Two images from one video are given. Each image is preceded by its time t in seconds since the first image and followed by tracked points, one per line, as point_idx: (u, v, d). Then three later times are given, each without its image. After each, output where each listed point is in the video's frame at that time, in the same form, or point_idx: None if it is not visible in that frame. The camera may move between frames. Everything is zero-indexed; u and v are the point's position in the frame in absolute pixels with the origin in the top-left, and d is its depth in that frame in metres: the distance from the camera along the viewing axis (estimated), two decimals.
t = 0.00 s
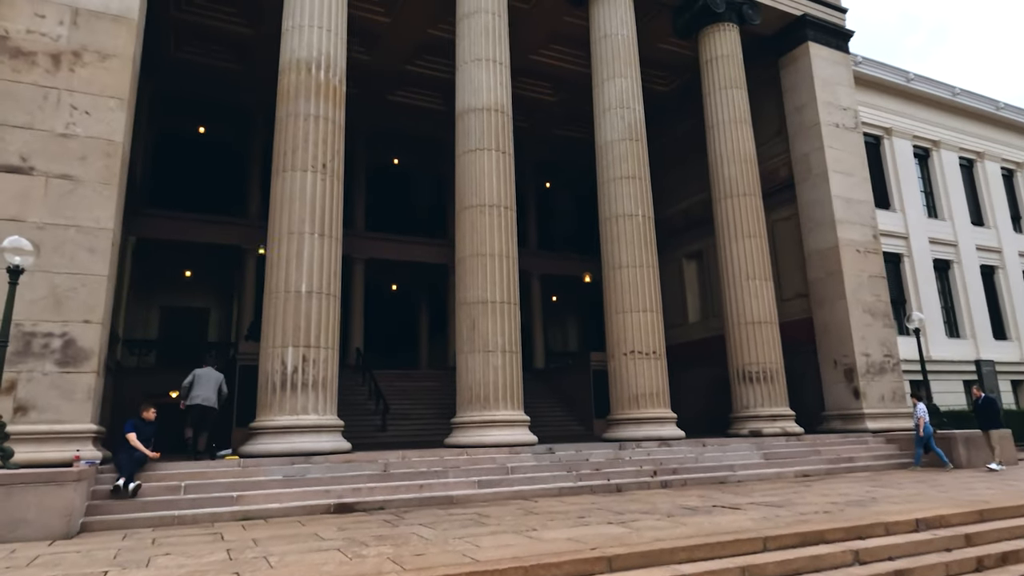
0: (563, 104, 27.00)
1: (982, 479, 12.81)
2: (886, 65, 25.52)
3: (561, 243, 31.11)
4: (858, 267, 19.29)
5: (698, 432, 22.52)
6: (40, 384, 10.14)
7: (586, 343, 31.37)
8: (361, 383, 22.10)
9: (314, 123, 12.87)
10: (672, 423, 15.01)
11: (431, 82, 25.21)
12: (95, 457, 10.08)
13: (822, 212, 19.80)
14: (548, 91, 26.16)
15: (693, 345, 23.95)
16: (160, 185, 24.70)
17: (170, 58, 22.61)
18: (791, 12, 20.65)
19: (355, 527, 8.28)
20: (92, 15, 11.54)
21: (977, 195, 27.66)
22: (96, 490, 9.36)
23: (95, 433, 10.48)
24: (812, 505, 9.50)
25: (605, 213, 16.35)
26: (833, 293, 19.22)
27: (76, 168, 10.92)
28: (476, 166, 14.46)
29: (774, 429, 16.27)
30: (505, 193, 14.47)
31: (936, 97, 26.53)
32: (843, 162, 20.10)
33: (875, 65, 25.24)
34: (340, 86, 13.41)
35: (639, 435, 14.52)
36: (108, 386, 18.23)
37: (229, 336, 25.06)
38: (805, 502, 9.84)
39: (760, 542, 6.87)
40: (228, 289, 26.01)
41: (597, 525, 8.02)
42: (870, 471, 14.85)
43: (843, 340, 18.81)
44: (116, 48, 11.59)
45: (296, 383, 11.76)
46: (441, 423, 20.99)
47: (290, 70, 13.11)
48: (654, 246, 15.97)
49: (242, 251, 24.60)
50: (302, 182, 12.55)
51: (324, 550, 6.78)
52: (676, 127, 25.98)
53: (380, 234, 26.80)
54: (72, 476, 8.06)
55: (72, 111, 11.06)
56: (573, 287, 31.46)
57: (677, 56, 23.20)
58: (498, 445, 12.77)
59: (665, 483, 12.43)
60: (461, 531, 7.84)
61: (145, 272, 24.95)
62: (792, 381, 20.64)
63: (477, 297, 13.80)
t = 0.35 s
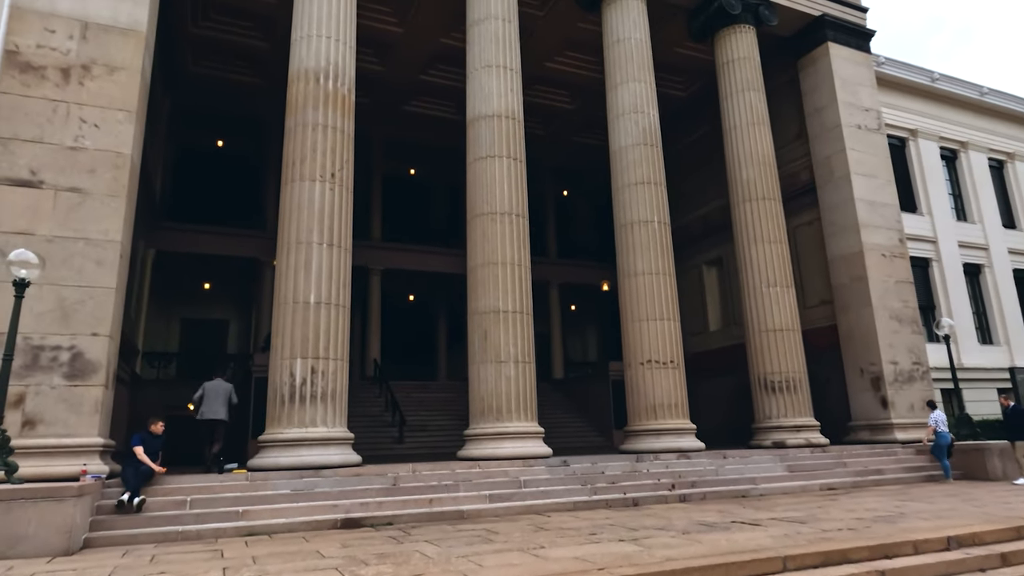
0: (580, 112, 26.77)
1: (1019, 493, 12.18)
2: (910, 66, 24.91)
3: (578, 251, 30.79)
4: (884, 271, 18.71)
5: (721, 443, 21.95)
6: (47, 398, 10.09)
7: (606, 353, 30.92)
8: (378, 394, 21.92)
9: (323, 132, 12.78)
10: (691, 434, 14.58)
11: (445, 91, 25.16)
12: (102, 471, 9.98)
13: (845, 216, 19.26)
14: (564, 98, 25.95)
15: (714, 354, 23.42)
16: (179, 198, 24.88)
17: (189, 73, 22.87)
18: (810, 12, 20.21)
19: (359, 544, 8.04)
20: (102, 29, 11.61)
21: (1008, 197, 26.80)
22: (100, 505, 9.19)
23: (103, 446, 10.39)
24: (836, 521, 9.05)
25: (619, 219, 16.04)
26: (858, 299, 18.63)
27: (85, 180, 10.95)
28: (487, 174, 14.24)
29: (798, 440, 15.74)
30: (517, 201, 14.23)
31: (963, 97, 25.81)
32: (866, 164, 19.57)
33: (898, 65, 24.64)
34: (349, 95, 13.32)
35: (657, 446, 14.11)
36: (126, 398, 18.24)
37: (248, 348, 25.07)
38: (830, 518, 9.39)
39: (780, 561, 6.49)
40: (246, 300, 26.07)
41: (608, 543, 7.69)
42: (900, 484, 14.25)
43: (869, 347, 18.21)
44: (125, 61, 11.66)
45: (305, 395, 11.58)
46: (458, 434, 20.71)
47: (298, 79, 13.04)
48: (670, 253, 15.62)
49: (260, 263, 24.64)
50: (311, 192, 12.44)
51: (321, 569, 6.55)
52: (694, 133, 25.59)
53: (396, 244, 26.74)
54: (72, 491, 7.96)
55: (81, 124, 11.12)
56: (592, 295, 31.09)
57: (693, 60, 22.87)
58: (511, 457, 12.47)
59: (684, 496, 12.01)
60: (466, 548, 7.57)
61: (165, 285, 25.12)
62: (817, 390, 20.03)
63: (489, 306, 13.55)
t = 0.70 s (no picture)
0: (592, 120, 26.61)
1: None
2: (928, 69, 24.50)
3: (591, 261, 30.58)
4: (904, 277, 18.27)
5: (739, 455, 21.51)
6: (54, 411, 10.04)
7: (620, 363, 30.57)
8: (389, 406, 21.78)
9: (331, 142, 12.72)
10: (707, 445, 14.24)
11: (456, 102, 25.15)
12: (108, 485, 9.90)
13: (863, 221, 18.87)
14: (575, 106, 25.84)
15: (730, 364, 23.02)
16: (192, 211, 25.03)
17: (203, 87, 23.08)
18: (824, 15, 19.92)
19: (363, 560, 7.84)
20: (111, 42, 11.68)
21: None
22: (104, 519, 9.12)
23: (109, 459, 10.32)
24: (857, 535, 8.70)
25: (631, 227, 15.81)
26: (878, 306, 18.20)
27: (93, 193, 10.96)
28: (496, 182, 14.08)
29: (817, 451, 15.32)
30: (526, 209, 14.06)
31: (983, 99, 25.31)
32: (884, 168, 19.20)
33: (916, 68, 24.25)
34: (357, 105, 13.27)
35: (671, 458, 13.79)
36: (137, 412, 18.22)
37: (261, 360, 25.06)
38: (851, 532, 9.04)
39: None
40: (259, 313, 26.09)
41: (619, 559, 7.43)
42: (924, 497, 13.79)
43: (890, 355, 17.75)
44: (133, 74, 11.70)
45: (312, 407, 11.45)
46: (470, 446, 20.48)
47: (306, 90, 13.01)
48: (683, 260, 15.35)
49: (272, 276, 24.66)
50: (318, 202, 12.36)
51: None
52: (708, 140, 25.32)
53: (408, 255, 26.67)
54: (74, 505, 7.84)
55: (89, 136, 11.15)
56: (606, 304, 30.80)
57: (705, 65, 22.66)
58: (521, 469, 12.23)
59: (699, 510, 11.69)
60: (471, 564, 7.35)
61: (179, 298, 25.22)
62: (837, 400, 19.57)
63: (499, 316, 13.35)
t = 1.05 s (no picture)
0: (601, 130, 26.51)
1: None
2: (943, 74, 24.19)
3: (602, 271, 30.42)
4: (922, 285, 17.92)
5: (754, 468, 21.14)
6: (58, 425, 9.98)
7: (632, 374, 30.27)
8: (399, 418, 21.65)
9: (337, 153, 12.68)
10: (720, 458, 13.95)
11: (466, 113, 25.16)
12: (112, 499, 9.82)
13: (879, 228, 18.54)
14: (585, 116, 25.75)
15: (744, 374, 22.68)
16: (203, 225, 25.15)
17: (215, 102, 23.27)
18: (835, 20, 19.71)
19: None
20: (118, 57, 11.74)
21: None
22: (107, 534, 9.02)
23: (113, 473, 10.23)
24: (876, 551, 8.40)
25: (640, 236, 15.62)
26: (895, 314, 17.83)
27: (100, 206, 10.98)
28: (504, 192, 13.96)
29: (834, 463, 14.97)
30: (534, 219, 13.92)
31: (1000, 103, 24.93)
32: (900, 174, 18.89)
33: (930, 73, 23.96)
34: (363, 116, 13.23)
35: (683, 471, 13.51)
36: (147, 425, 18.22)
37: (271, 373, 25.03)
38: (869, 548, 8.73)
39: None
40: (270, 325, 26.11)
41: None
42: (946, 510, 13.40)
43: (908, 365, 17.36)
44: (140, 88, 11.74)
45: (317, 420, 11.33)
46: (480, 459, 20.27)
47: (312, 101, 12.99)
48: (694, 269, 15.13)
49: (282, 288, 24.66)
50: (324, 213, 12.31)
51: None
52: (719, 148, 25.11)
53: (418, 266, 26.63)
54: (75, 521, 7.83)
55: (96, 150, 11.19)
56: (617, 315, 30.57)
57: (715, 72, 22.50)
58: (529, 483, 12.01)
59: (713, 524, 11.40)
60: None
61: (190, 310, 25.30)
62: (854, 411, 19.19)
63: (507, 326, 13.19)
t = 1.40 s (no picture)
0: (609, 141, 26.47)
1: None
2: (954, 81, 23.95)
3: (612, 282, 30.26)
4: (936, 294, 17.62)
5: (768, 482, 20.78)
6: (63, 441, 9.95)
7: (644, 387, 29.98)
8: (408, 432, 21.51)
9: (342, 167, 12.68)
10: (731, 472, 13.70)
11: (474, 126, 25.21)
12: (115, 516, 9.76)
13: (891, 237, 18.28)
14: (593, 127, 25.72)
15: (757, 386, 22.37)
16: (213, 239, 25.27)
17: (225, 117, 23.47)
18: (843, 29, 19.58)
19: None
20: (125, 73, 11.84)
21: None
22: (110, 551, 8.95)
23: (117, 489, 10.17)
24: (892, 569, 8.16)
25: (648, 247, 15.49)
26: (910, 325, 17.52)
27: (106, 221, 11.02)
28: (509, 204, 13.90)
29: (849, 477, 14.67)
30: (541, 231, 13.83)
31: (1013, 110, 24.62)
32: (912, 182, 18.67)
33: (941, 81, 23.74)
34: (368, 130, 13.25)
35: (694, 486, 13.28)
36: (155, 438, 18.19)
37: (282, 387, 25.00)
38: (884, 566, 8.49)
39: None
40: (280, 339, 26.12)
41: None
42: (965, 526, 13.06)
43: (923, 376, 17.02)
44: (147, 104, 11.83)
45: (322, 435, 11.24)
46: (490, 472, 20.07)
47: (318, 115, 13.02)
48: (702, 281, 14.96)
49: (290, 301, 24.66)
50: (329, 227, 12.29)
51: None
52: (728, 158, 24.96)
53: (427, 279, 26.59)
54: (76, 538, 7.71)
55: (103, 166, 11.26)
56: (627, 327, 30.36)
57: (723, 82, 22.42)
58: (537, 498, 11.84)
59: (724, 540, 11.16)
60: None
61: (201, 325, 25.37)
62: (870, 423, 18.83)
63: (513, 339, 13.07)
